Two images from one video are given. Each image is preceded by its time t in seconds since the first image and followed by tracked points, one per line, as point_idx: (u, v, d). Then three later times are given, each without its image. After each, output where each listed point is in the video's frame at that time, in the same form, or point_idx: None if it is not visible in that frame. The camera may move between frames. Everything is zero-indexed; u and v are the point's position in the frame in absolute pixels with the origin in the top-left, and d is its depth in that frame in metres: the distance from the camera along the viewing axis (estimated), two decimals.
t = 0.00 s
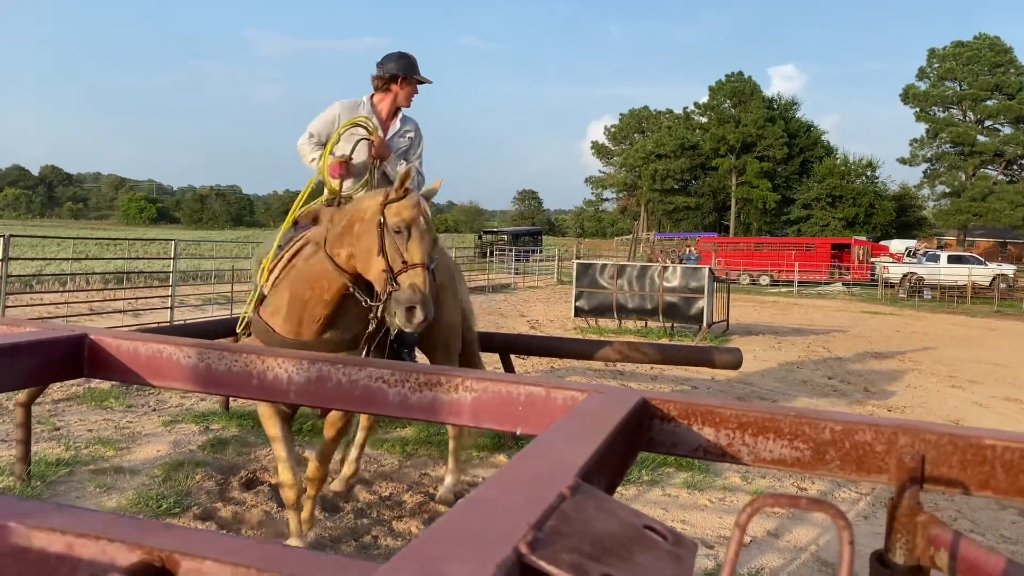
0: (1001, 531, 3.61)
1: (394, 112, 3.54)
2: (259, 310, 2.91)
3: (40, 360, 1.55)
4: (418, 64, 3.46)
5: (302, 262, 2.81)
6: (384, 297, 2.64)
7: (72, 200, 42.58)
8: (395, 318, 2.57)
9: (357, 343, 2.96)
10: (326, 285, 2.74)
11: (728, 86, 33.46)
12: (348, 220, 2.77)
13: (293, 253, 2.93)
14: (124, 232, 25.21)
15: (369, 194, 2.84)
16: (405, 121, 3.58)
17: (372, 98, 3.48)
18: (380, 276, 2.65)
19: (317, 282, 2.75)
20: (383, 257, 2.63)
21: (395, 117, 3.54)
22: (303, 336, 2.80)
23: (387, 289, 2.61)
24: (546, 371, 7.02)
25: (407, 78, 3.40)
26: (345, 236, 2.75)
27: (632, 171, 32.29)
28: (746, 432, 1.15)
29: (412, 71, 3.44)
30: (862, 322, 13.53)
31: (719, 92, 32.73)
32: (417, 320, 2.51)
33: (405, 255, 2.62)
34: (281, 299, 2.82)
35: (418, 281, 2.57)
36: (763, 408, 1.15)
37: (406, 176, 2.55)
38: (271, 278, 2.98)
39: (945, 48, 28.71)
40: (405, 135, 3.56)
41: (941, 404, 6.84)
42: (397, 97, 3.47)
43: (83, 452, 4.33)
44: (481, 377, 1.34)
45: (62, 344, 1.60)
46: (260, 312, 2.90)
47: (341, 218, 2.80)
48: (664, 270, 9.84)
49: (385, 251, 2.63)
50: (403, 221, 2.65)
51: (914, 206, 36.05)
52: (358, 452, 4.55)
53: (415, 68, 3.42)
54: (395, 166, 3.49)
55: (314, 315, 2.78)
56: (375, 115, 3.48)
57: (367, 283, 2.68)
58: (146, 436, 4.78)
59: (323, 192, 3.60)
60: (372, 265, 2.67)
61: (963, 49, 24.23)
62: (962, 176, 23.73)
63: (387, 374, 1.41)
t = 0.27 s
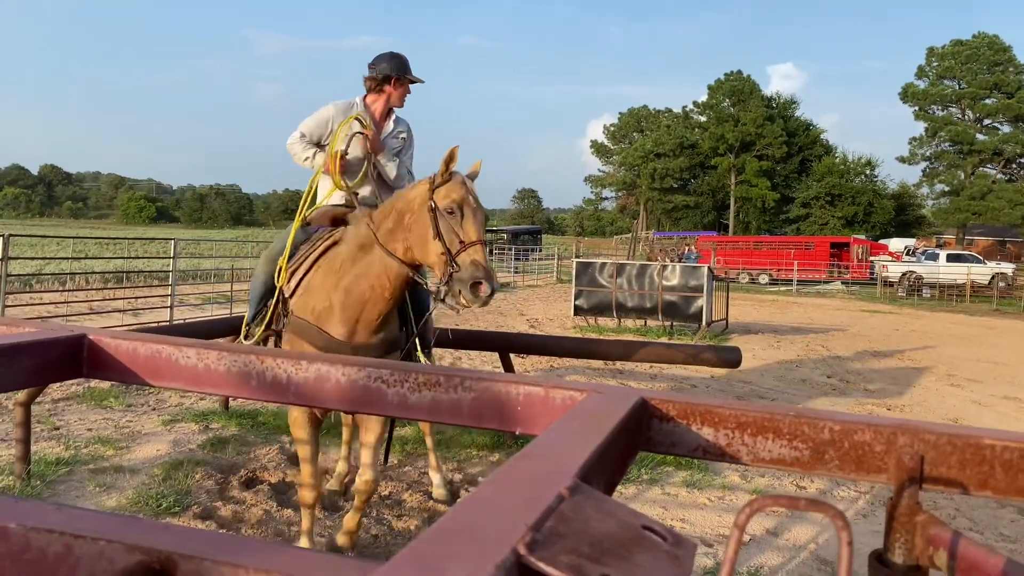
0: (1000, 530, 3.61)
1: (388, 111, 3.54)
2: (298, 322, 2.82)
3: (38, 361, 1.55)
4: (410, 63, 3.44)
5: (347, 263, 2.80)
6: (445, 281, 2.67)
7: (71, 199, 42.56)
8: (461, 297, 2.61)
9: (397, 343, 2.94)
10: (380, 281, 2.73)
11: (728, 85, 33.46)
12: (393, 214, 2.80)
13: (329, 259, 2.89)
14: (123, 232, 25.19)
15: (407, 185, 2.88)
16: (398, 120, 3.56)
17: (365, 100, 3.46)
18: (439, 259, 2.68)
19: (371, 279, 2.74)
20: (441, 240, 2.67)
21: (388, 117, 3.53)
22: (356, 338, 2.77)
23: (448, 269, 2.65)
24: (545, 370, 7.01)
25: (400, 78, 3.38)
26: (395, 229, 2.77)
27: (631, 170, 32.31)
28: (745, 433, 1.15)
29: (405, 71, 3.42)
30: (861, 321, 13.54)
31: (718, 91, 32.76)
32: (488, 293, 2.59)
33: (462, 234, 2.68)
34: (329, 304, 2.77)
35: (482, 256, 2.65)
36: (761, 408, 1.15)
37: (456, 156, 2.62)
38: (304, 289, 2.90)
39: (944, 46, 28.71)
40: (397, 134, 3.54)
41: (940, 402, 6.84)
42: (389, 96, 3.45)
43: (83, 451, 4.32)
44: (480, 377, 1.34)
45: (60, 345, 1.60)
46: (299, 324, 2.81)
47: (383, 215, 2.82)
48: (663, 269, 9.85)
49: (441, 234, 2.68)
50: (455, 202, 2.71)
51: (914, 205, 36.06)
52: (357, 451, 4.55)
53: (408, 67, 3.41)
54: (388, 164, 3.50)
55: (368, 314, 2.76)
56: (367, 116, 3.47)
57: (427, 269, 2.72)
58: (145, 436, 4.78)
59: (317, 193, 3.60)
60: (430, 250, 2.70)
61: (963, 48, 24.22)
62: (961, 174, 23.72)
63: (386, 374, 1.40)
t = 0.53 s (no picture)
0: (998, 529, 3.61)
1: (385, 107, 3.53)
2: (344, 326, 2.80)
3: (35, 361, 1.54)
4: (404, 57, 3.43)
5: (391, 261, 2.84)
6: (488, 267, 2.74)
7: (70, 198, 42.53)
8: (504, 280, 2.69)
9: (441, 342, 2.97)
10: (425, 275, 2.77)
11: (727, 85, 33.47)
12: (432, 211, 2.90)
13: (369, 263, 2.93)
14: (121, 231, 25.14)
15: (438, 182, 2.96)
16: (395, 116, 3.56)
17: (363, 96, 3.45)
18: (481, 246, 2.75)
19: (416, 275, 2.78)
20: (479, 226, 2.74)
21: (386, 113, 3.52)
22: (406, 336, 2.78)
23: (488, 256, 2.72)
24: (544, 369, 7.00)
25: (396, 72, 3.37)
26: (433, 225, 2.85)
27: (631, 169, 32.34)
28: (743, 433, 1.15)
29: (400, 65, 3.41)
30: (860, 320, 13.54)
31: (718, 90, 32.77)
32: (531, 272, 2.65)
33: (499, 219, 2.74)
34: (375, 305, 2.79)
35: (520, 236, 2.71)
36: (760, 408, 1.15)
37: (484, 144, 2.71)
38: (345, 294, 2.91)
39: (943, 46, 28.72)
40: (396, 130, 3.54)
41: (939, 402, 6.85)
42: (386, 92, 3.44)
43: (81, 450, 4.32)
44: (478, 377, 1.34)
45: (57, 344, 1.60)
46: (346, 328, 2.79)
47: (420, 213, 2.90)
48: (663, 268, 9.85)
49: (479, 222, 2.75)
50: (488, 188, 2.78)
51: (913, 205, 36.11)
52: (356, 451, 4.54)
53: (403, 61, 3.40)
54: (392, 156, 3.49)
55: (416, 310, 2.78)
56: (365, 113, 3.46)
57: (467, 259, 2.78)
58: (144, 435, 4.78)
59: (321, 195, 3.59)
60: (470, 239, 2.77)
61: (962, 47, 24.22)
62: (960, 174, 23.72)
63: (384, 373, 1.40)
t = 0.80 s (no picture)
0: (998, 530, 3.61)
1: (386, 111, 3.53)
2: (373, 335, 2.83)
3: (32, 361, 1.53)
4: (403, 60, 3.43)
5: (413, 267, 2.86)
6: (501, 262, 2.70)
7: (69, 199, 42.47)
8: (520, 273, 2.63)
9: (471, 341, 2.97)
10: (446, 277, 2.79)
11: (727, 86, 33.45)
12: (446, 213, 2.91)
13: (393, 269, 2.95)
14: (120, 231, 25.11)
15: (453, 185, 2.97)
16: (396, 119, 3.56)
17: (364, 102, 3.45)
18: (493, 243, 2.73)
19: (437, 278, 2.80)
20: (489, 223, 2.73)
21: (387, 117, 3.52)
22: (434, 338, 2.80)
23: (500, 251, 2.69)
24: (543, 370, 6.99)
25: (396, 75, 3.37)
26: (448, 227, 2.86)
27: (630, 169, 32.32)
28: (743, 433, 1.14)
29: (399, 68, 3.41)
30: (860, 321, 13.52)
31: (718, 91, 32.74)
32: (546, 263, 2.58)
33: (508, 213, 2.71)
34: (401, 311, 2.82)
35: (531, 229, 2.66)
36: (760, 409, 1.14)
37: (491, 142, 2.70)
38: (373, 302, 2.94)
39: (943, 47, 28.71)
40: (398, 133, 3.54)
41: (938, 403, 6.84)
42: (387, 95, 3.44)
43: (80, 451, 4.31)
44: (477, 377, 1.33)
45: (54, 344, 1.59)
46: (376, 336, 2.81)
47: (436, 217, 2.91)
48: (662, 269, 9.85)
49: (490, 219, 2.73)
50: (496, 183, 2.76)
51: (912, 206, 36.10)
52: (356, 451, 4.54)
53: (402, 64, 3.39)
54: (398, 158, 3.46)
55: (441, 313, 2.80)
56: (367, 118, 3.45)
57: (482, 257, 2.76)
58: (143, 435, 4.77)
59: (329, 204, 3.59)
60: (483, 236, 2.75)
61: (962, 48, 24.22)
62: (960, 175, 23.71)
63: (383, 373, 1.40)
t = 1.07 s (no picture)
0: (1003, 534, 3.60)
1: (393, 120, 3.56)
2: (383, 339, 2.86)
3: (39, 365, 1.54)
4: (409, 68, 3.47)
5: (419, 275, 2.86)
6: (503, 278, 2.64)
7: (73, 204, 42.58)
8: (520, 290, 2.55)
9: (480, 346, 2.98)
10: (450, 287, 2.78)
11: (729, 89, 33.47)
12: (449, 220, 2.85)
13: (401, 273, 2.96)
14: (124, 236, 25.17)
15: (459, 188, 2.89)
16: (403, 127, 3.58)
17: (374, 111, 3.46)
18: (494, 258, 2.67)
19: (442, 287, 2.80)
20: (492, 238, 2.65)
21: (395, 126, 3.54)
22: (441, 344, 2.83)
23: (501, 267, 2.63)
24: (546, 374, 6.99)
25: (406, 82, 3.42)
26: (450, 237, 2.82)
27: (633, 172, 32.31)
28: (747, 437, 1.14)
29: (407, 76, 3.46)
30: (863, 325, 13.49)
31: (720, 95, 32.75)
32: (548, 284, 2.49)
33: (511, 230, 2.62)
34: (409, 319, 2.83)
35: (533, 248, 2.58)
36: (765, 412, 1.14)
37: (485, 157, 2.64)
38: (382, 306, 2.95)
39: (946, 51, 28.69)
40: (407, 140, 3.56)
41: (943, 406, 6.82)
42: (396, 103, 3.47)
43: (84, 455, 4.32)
44: (482, 382, 1.33)
45: (62, 348, 1.60)
46: (385, 341, 2.85)
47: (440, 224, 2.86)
48: (665, 272, 9.85)
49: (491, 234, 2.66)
50: (500, 197, 2.67)
51: (915, 209, 36.06)
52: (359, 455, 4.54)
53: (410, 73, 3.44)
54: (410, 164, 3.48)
55: (446, 320, 2.82)
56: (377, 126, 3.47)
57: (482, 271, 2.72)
58: (147, 439, 4.78)
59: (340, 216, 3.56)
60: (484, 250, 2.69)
61: (965, 51, 24.20)
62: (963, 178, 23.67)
63: (388, 376, 1.40)
